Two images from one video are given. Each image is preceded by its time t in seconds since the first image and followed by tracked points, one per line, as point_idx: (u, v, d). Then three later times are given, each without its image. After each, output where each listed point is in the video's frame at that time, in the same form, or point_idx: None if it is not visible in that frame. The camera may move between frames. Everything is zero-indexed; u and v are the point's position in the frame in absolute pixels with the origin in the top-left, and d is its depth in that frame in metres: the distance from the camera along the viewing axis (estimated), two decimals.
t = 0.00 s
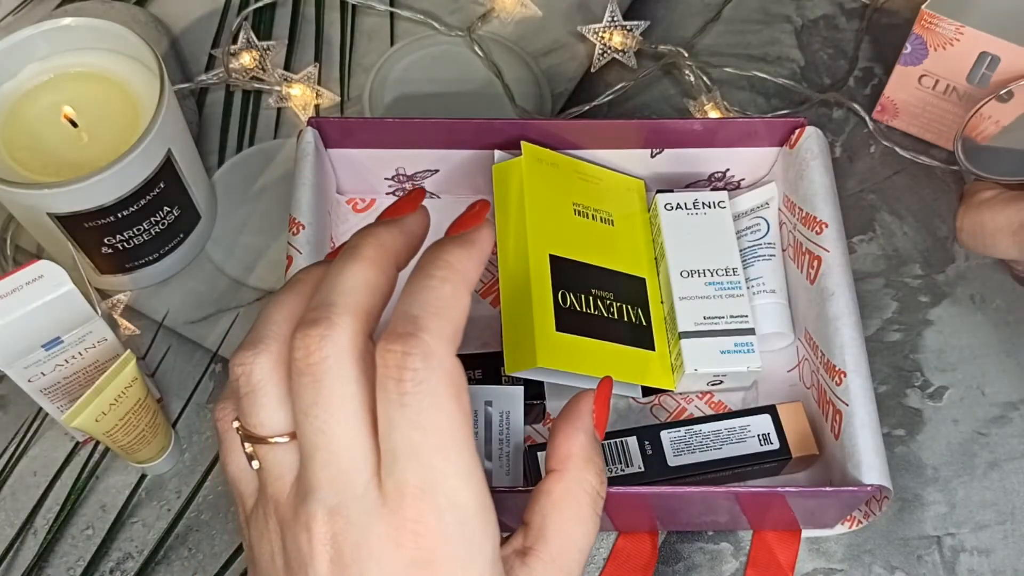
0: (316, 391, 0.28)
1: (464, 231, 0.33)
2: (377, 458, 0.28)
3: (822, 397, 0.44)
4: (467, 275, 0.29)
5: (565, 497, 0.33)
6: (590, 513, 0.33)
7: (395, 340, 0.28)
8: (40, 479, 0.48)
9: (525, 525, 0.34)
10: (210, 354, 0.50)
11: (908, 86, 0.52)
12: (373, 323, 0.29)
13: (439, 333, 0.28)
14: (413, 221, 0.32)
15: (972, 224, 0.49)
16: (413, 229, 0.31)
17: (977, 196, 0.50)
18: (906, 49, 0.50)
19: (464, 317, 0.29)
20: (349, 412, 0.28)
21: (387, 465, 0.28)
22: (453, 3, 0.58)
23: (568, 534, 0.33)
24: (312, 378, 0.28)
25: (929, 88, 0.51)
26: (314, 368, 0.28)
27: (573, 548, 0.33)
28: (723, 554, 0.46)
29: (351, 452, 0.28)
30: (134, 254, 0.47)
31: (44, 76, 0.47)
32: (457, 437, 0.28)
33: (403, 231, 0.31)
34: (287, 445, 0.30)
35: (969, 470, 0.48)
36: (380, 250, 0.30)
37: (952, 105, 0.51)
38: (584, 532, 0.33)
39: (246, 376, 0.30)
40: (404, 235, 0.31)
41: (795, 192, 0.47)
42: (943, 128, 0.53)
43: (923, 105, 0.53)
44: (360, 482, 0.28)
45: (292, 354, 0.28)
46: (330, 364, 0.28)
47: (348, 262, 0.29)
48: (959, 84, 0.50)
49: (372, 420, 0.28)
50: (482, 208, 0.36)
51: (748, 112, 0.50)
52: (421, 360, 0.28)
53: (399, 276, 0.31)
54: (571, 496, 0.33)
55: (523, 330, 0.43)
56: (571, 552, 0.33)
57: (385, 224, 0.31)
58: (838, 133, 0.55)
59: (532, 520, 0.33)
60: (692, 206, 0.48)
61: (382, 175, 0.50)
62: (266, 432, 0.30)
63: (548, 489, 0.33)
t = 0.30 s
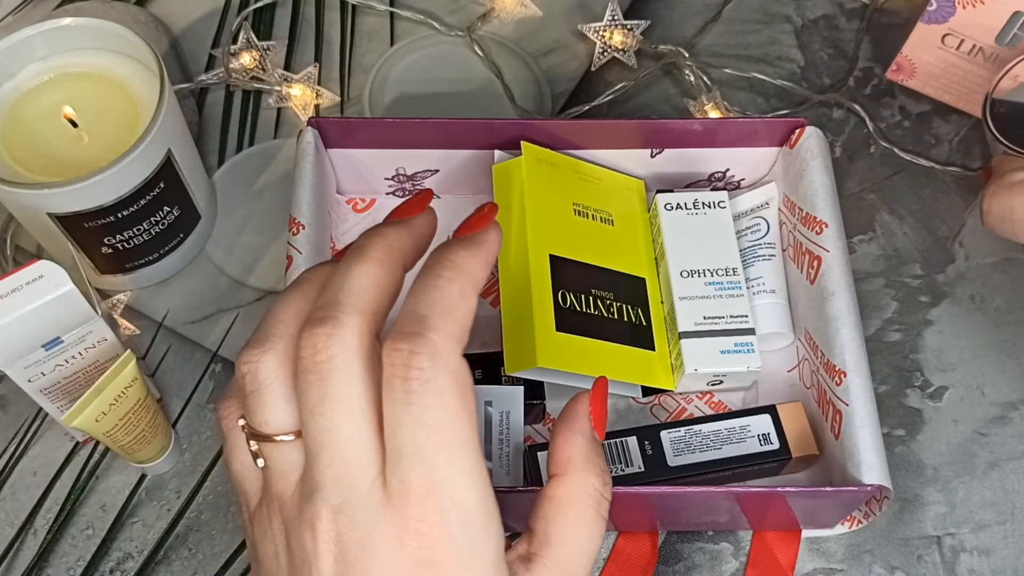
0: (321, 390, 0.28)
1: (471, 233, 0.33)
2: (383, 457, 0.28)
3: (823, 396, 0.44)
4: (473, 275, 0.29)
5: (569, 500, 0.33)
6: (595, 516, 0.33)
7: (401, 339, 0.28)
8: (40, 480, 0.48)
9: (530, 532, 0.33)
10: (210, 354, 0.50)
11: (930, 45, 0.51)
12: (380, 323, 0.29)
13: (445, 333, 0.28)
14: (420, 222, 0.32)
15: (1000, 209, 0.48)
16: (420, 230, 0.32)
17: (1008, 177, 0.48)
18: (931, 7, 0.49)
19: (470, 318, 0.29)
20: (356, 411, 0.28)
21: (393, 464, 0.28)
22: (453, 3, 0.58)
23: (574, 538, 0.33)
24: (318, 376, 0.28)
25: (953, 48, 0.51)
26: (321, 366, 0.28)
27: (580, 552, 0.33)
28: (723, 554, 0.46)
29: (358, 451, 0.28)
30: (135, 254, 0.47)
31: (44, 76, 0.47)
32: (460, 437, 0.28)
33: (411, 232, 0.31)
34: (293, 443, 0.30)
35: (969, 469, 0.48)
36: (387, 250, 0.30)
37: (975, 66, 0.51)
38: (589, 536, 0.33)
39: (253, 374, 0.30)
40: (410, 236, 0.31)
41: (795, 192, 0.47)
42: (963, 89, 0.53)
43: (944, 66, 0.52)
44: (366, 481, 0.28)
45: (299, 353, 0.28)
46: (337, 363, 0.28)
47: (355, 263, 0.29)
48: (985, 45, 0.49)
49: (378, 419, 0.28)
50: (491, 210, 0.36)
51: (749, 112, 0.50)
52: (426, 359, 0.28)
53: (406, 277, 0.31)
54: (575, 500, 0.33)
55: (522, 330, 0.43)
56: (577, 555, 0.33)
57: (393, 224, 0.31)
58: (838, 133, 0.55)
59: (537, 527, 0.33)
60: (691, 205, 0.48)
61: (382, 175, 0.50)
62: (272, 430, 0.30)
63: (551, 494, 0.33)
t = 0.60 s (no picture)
0: (324, 392, 0.28)
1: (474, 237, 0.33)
2: (385, 459, 0.28)
3: (822, 397, 0.44)
4: (477, 277, 0.29)
5: (570, 505, 0.33)
6: (596, 520, 0.33)
7: (405, 342, 0.28)
8: (40, 480, 0.48)
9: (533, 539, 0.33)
10: (210, 354, 0.50)
11: (908, 74, 0.52)
12: (383, 325, 0.29)
13: (449, 334, 0.28)
14: (425, 225, 0.32)
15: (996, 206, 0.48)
16: (425, 233, 0.32)
17: (974, 182, 0.49)
18: (906, 38, 0.49)
19: (474, 320, 0.29)
20: (359, 414, 0.28)
21: (395, 467, 0.28)
22: (453, 3, 0.58)
23: (576, 542, 0.33)
24: (321, 378, 0.28)
25: (930, 77, 0.51)
26: (324, 369, 0.28)
27: (582, 557, 0.33)
28: (723, 554, 0.46)
29: (360, 454, 0.28)
30: (135, 254, 0.47)
31: (43, 76, 0.47)
32: (462, 438, 0.28)
33: (416, 235, 0.31)
34: (295, 445, 0.30)
35: (969, 469, 0.48)
36: (392, 253, 0.30)
37: (954, 95, 0.51)
38: (591, 540, 0.33)
39: (255, 375, 0.30)
40: (415, 239, 0.31)
41: (796, 194, 0.47)
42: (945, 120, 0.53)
43: (924, 95, 0.53)
44: (367, 483, 0.28)
45: (302, 354, 0.28)
46: (340, 366, 0.28)
47: (359, 265, 0.29)
48: (960, 71, 0.49)
49: (380, 421, 0.28)
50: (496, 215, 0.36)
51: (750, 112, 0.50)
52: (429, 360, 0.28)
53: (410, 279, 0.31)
54: (577, 505, 0.33)
55: (522, 329, 0.43)
56: (579, 559, 0.33)
57: (397, 227, 0.31)
58: (838, 133, 0.55)
59: (538, 532, 0.33)
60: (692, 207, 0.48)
61: (382, 175, 0.50)
62: (274, 432, 0.30)
63: (552, 499, 0.33)
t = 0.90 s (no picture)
0: (325, 391, 0.28)
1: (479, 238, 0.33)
2: (386, 460, 0.28)
3: (822, 397, 0.44)
4: (481, 278, 0.29)
5: (571, 505, 0.33)
6: (597, 520, 0.33)
7: (407, 342, 0.28)
8: (40, 480, 0.48)
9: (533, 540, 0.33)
10: (210, 354, 0.50)
11: (886, 82, 0.52)
12: (386, 325, 0.29)
13: (454, 334, 0.28)
14: (429, 226, 0.32)
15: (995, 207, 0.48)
16: (429, 233, 0.32)
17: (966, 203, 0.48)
18: (886, 44, 0.49)
19: (478, 320, 0.29)
20: (360, 413, 0.28)
21: (396, 468, 0.28)
22: (453, 3, 0.58)
23: (577, 542, 0.33)
24: (323, 378, 0.28)
25: (907, 86, 0.51)
26: (326, 369, 0.28)
27: (583, 557, 0.33)
28: (723, 554, 0.46)
29: (361, 454, 0.28)
30: (135, 254, 0.47)
31: (43, 76, 0.47)
32: (464, 439, 0.28)
33: (419, 235, 0.31)
34: (296, 444, 0.30)
35: (969, 469, 0.48)
36: (396, 252, 0.30)
37: (929, 107, 0.51)
38: (591, 540, 0.33)
39: (261, 369, 0.30)
40: (419, 240, 0.31)
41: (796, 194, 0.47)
42: (920, 131, 0.53)
43: (900, 105, 0.53)
44: (368, 484, 0.28)
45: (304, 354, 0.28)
46: (342, 365, 0.28)
47: (363, 266, 0.29)
48: (935, 83, 0.50)
49: (381, 421, 0.28)
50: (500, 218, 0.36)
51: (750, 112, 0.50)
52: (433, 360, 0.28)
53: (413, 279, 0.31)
54: (577, 504, 0.33)
55: (522, 329, 0.43)
56: (580, 560, 0.33)
57: (402, 227, 0.31)
58: (837, 133, 0.55)
59: (538, 533, 0.33)
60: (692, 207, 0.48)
61: (382, 175, 0.50)
62: (275, 431, 0.30)
63: (552, 499, 0.33)
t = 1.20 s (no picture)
0: (354, 394, 0.28)
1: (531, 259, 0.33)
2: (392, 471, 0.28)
3: (823, 397, 0.44)
4: (515, 305, 0.29)
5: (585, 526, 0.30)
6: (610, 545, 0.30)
7: (427, 354, 0.28)
8: (40, 480, 0.48)
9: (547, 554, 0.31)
10: (210, 354, 0.50)
11: (887, 83, 0.52)
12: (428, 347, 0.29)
13: (476, 355, 0.28)
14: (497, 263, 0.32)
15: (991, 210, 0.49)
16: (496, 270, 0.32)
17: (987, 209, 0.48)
18: (889, 43, 0.49)
19: (504, 346, 0.29)
20: (377, 418, 0.28)
21: (399, 482, 0.28)
22: (453, 3, 0.59)
23: (586, 564, 0.30)
24: (353, 380, 0.28)
25: (908, 86, 0.51)
26: (357, 371, 0.28)
27: None
28: (724, 554, 0.46)
29: (371, 462, 0.28)
30: (135, 254, 0.47)
31: (43, 76, 0.47)
32: (470, 463, 0.28)
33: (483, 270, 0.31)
34: (317, 442, 0.30)
35: (970, 469, 0.48)
36: (455, 281, 0.30)
37: (931, 108, 0.51)
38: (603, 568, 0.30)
39: (291, 366, 0.30)
40: (480, 271, 0.31)
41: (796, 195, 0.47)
42: (921, 131, 0.53)
43: (901, 106, 0.53)
44: (372, 493, 0.28)
45: (341, 354, 0.28)
46: (373, 371, 0.28)
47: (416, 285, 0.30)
48: (937, 82, 0.50)
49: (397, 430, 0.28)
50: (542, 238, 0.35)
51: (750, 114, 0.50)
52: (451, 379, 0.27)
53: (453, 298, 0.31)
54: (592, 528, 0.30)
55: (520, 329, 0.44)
56: None
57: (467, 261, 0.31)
58: (837, 133, 0.55)
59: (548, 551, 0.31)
60: (690, 206, 0.48)
61: (382, 175, 0.50)
62: (298, 427, 0.30)
63: (566, 516, 0.31)
